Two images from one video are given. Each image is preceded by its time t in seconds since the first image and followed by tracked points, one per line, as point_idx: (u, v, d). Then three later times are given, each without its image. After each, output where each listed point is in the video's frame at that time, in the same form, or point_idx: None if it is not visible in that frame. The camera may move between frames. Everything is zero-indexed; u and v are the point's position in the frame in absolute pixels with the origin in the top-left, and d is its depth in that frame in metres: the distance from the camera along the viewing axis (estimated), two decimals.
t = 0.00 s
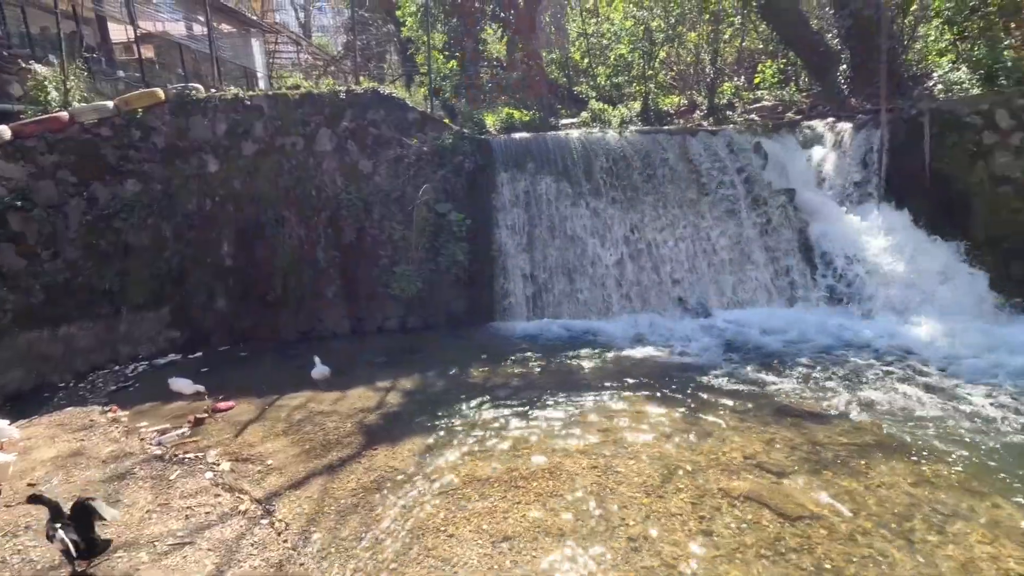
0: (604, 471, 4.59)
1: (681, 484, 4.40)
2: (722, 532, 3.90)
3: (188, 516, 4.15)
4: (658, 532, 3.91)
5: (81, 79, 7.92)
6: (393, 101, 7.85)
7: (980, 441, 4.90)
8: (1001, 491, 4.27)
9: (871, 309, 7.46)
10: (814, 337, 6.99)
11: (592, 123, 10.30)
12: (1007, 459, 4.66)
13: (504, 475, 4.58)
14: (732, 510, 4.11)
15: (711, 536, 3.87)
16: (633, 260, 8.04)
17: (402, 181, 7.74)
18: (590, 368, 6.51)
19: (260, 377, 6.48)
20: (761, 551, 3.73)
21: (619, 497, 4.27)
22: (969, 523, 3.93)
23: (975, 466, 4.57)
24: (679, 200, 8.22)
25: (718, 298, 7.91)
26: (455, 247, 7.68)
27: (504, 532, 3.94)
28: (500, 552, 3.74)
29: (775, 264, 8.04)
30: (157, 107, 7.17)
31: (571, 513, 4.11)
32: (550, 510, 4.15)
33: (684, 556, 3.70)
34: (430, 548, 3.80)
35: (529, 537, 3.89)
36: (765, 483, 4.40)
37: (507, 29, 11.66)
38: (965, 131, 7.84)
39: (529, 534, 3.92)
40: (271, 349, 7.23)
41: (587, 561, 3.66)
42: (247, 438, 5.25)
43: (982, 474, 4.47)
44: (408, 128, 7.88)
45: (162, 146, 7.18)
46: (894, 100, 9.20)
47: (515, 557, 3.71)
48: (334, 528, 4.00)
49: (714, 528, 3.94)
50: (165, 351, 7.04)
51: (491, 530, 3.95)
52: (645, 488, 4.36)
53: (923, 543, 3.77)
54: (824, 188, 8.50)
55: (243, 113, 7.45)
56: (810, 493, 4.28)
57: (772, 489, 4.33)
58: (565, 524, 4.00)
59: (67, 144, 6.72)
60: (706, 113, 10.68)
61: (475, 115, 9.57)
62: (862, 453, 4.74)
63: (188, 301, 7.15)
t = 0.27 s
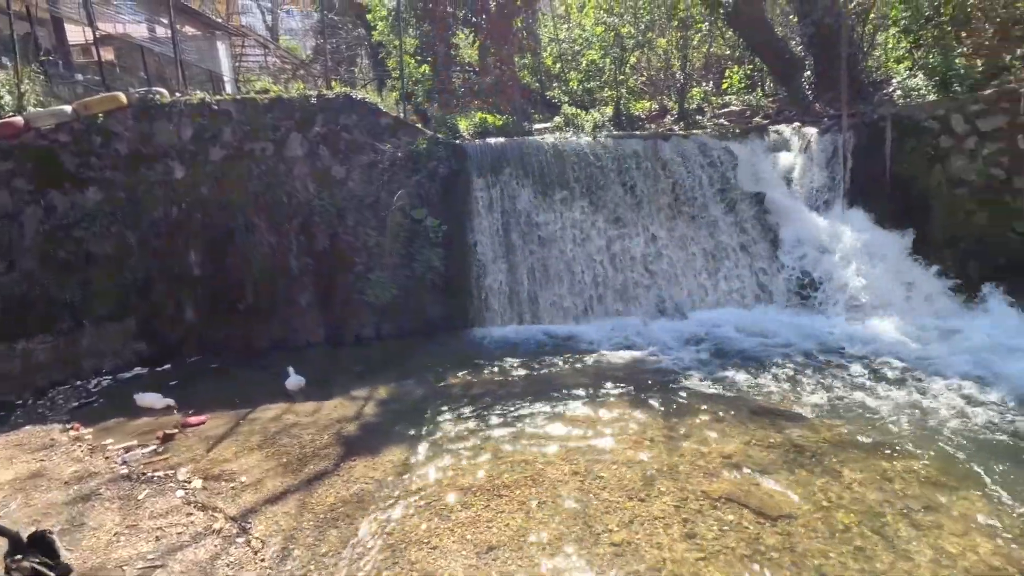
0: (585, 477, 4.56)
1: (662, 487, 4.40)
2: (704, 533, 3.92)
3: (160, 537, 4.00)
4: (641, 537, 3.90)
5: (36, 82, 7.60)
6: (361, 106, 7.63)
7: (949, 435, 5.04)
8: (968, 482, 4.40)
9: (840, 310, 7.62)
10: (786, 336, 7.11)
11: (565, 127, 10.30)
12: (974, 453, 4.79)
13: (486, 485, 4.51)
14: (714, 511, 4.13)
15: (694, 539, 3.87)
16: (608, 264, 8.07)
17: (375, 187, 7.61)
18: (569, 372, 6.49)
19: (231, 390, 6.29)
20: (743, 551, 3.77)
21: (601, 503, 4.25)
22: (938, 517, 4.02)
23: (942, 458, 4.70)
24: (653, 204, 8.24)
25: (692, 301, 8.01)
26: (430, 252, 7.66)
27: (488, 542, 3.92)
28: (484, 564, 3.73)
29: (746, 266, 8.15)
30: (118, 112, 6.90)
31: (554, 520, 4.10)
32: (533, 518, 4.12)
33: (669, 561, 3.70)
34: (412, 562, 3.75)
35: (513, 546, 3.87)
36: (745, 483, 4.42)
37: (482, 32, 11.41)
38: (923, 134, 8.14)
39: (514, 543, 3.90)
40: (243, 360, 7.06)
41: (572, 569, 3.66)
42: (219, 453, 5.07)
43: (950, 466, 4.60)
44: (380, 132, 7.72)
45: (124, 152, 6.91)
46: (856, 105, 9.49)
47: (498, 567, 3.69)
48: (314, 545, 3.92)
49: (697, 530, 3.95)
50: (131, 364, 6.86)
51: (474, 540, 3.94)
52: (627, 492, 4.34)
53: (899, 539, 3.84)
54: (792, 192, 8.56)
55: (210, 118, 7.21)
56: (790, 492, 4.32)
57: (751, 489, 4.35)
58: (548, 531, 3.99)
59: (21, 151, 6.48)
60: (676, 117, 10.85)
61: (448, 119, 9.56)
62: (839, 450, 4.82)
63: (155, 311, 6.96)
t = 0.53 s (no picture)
0: (564, 483, 4.53)
1: (641, 490, 4.40)
2: (682, 535, 3.94)
3: (126, 558, 3.82)
4: (622, 541, 3.89)
5: None
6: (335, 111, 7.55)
7: (916, 433, 5.14)
8: (933, 478, 4.49)
9: (807, 312, 7.78)
10: (757, 338, 7.21)
11: (537, 132, 10.32)
12: (939, 450, 4.90)
13: (464, 493, 4.45)
14: (691, 513, 4.14)
15: (674, 542, 3.88)
16: (583, 269, 8.09)
17: (348, 193, 7.47)
18: (547, 378, 6.44)
19: (197, 403, 6.07)
20: (722, 551, 3.80)
21: (579, 508, 4.23)
22: (904, 512, 4.10)
23: (907, 456, 4.79)
24: (625, 209, 8.32)
25: (666, 305, 8.06)
26: (405, 259, 7.54)
27: (470, 551, 3.86)
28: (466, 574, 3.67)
29: (717, 270, 8.26)
30: (77, 114, 6.71)
31: (533, 526, 4.07)
32: (513, 525, 4.09)
33: (650, 564, 3.70)
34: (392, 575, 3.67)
35: (494, 554, 3.83)
36: (721, 485, 4.45)
37: (453, 36, 11.38)
38: (882, 141, 8.46)
39: (495, 551, 3.86)
40: (211, 371, 6.89)
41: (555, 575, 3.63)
42: (187, 468, 4.87)
43: (914, 464, 4.67)
44: (353, 138, 7.63)
45: (83, 155, 6.73)
46: (818, 113, 9.80)
47: None
48: (291, 560, 3.80)
49: (676, 532, 3.96)
50: (92, 376, 6.65)
51: (455, 549, 3.87)
52: (607, 497, 4.34)
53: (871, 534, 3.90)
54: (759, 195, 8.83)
55: (175, 121, 7.00)
56: (765, 492, 4.36)
57: (727, 490, 4.39)
58: (528, 538, 3.96)
59: None
60: (647, 122, 10.83)
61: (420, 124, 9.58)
62: (810, 450, 4.88)
63: (118, 321, 6.75)
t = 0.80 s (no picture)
0: (534, 485, 4.51)
1: (610, 490, 4.43)
2: (650, 534, 3.96)
3: None
4: (592, 542, 3.91)
5: None
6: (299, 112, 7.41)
7: (876, 428, 5.28)
8: (890, 472, 4.61)
9: (768, 313, 7.94)
10: (722, 339, 7.31)
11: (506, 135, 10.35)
12: (895, 443, 5.04)
13: (433, 498, 4.40)
14: (660, 513, 4.16)
15: (642, 540, 3.91)
16: (553, 272, 8.11)
17: (314, 195, 7.32)
18: (517, 381, 6.40)
19: (155, 413, 5.85)
20: (688, 549, 3.82)
21: (550, 511, 4.22)
22: (863, 505, 4.21)
23: (863, 450, 4.91)
24: (593, 213, 8.39)
25: (634, 306, 8.10)
26: (371, 262, 7.40)
27: (440, 557, 3.80)
28: None
29: (684, 272, 8.36)
30: (26, 112, 6.55)
31: (505, 530, 4.04)
32: (485, 529, 4.05)
33: (619, 563, 3.72)
34: None
35: (464, 560, 3.78)
36: (687, 482, 4.49)
37: (421, 38, 11.50)
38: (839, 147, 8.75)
39: (466, 557, 3.80)
40: (171, 378, 6.68)
41: None
42: (145, 482, 4.66)
43: (872, 459, 4.79)
44: (319, 139, 7.49)
45: (31, 156, 6.55)
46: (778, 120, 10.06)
47: None
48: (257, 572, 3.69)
49: (645, 532, 3.98)
50: (43, 386, 6.39)
51: (426, 556, 3.80)
52: (576, 498, 4.34)
53: (831, 526, 4.00)
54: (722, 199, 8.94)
55: (131, 121, 6.85)
56: (730, 488, 4.43)
57: (692, 488, 4.43)
58: (500, 542, 3.92)
59: None
60: (614, 128, 11.06)
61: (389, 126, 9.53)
62: (775, 446, 4.98)
63: (70, 328, 6.54)
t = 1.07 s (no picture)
0: (500, 487, 4.48)
1: (575, 490, 4.42)
2: (615, 532, 3.97)
3: None
4: (557, 543, 3.89)
5: None
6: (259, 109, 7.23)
7: (832, 424, 5.38)
8: (843, 466, 4.69)
9: (729, 313, 8.07)
10: (684, 339, 7.40)
11: (472, 135, 10.34)
12: (847, 437, 5.13)
13: (396, 503, 4.32)
14: (624, 511, 4.18)
15: (606, 540, 3.91)
16: (519, 274, 8.10)
17: (274, 197, 7.16)
18: (484, 383, 6.33)
19: (106, 424, 5.61)
20: (647, 546, 3.84)
21: (516, 513, 4.18)
22: (819, 499, 4.28)
23: (817, 445, 4.99)
24: (559, 215, 8.40)
25: (599, 308, 8.16)
26: (337, 265, 7.26)
27: (404, 563, 3.73)
28: None
29: (648, 273, 8.46)
30: None
31: (472, 533, 4.00)
32: (450, 534, 4.00)
33: (583, 562, 3.72)
34: None
35: (429, 566, 3.71)
36: (651, 480, 4.51)
37: (385, 38, 11.42)
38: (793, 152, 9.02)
39: (431, 562, 3.74)
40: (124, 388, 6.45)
41: None
42: (94, 495, 4.47)
43: (827, 453, 4.86)
44: (280, 139, 7.32)
45: None
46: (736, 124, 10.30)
47: None
48: None
49: (609, 530, 4.00)
50: None
51: (390, 562, 3.74)
52: (542, 498, 4.33)
53: (789, 519, 4.07)
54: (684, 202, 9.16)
55: (80, 118, 6.58)
56: (693, 483, 4.47)
57: (655, 485, 4.45)
58: (466, 546, 3.88)
59: None
60: (580, 130, 11.05)
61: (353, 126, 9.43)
62: (735, 442, 5.03)
63: (14, 337, 6.25)
